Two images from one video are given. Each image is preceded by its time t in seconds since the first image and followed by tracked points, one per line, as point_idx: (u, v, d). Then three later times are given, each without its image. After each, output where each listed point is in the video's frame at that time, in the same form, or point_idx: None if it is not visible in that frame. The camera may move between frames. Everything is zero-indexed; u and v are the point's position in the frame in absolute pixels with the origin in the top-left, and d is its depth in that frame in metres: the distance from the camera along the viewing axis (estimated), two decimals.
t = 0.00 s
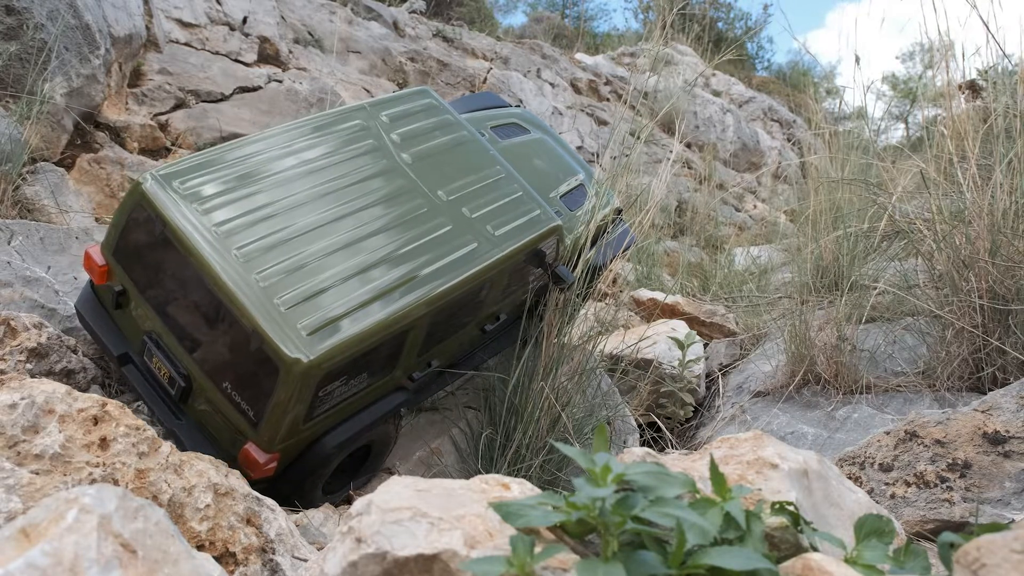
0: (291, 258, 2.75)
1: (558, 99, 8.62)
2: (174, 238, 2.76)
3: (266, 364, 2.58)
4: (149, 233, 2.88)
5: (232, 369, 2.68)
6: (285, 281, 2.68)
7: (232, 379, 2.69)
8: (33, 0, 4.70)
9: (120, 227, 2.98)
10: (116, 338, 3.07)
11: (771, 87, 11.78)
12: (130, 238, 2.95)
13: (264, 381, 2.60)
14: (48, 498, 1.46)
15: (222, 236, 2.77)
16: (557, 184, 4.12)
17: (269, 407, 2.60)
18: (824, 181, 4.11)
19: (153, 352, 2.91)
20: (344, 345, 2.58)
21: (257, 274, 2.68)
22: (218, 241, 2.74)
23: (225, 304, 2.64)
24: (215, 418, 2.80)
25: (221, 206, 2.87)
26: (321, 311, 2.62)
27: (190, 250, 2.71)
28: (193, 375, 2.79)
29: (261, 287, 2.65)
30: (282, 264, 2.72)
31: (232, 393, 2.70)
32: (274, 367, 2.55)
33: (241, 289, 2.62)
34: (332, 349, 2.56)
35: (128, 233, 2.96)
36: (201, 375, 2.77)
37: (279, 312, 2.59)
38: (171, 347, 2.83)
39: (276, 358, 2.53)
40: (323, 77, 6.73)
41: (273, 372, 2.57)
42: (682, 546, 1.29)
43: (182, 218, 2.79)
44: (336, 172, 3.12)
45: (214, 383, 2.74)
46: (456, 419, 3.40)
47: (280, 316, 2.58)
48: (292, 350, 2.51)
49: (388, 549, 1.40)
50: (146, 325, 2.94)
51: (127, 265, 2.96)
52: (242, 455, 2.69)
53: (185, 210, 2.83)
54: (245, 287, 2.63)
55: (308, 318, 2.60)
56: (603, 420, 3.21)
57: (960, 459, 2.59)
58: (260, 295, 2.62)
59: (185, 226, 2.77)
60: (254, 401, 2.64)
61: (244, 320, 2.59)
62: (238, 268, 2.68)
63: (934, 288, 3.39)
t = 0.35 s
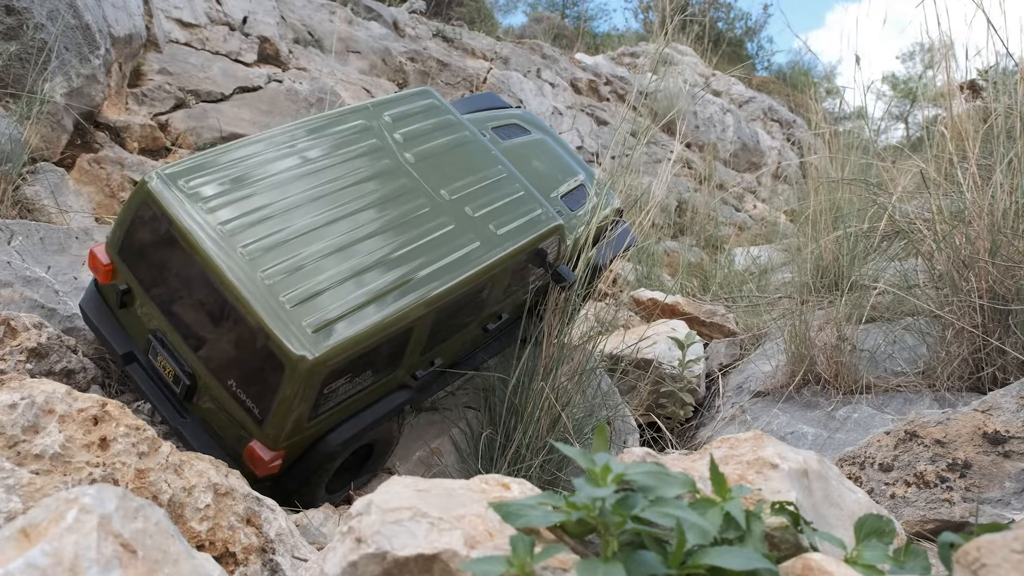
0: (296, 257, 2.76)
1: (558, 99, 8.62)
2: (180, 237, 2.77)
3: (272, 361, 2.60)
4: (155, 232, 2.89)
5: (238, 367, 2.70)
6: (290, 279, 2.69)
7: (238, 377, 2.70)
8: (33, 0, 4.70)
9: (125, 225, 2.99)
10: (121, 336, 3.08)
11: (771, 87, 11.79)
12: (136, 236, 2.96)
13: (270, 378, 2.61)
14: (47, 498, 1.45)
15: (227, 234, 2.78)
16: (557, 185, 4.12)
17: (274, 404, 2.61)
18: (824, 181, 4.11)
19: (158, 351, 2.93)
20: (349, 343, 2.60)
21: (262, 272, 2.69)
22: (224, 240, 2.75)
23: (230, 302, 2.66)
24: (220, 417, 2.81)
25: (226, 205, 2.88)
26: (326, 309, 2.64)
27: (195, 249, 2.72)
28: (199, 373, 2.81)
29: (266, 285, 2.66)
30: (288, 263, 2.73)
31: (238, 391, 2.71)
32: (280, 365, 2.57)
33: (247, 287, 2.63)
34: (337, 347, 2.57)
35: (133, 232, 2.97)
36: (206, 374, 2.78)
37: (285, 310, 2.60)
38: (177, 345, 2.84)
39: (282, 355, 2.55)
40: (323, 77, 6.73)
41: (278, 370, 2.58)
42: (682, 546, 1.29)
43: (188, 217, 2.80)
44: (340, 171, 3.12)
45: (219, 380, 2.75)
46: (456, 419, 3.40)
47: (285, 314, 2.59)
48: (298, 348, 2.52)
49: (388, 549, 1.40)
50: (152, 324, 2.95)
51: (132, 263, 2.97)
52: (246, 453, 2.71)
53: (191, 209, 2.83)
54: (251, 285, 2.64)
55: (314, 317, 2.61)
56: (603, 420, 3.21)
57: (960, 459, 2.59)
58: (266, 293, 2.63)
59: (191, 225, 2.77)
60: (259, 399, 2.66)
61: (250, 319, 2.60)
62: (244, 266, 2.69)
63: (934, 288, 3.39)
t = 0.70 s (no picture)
0: (297, 257, 2.76)
1: (558, 98, 8.63)
2: (180, 237, 2.77)
3: (273, 361, 2.60)
4: (155, 232, 2.89)
5: (239, 367, 2.70)
6: (291, 279, 2.69)
7: (238, 376, 2.70)
8: (33, 0, 4.70)
9: (126, 225, 2.98)
10: (122, 336, 3.08)
11: (771, 87, 11.80)
12: (136, 236, 2.95)
13: (270, 378, 2.61)
14: (47, 498, 1.45)
15: (228, 235, 2.78)
16: (558, 185, 4.11)
17: (275, 403, 2.61)
18: (825, 181, 4.11)
19: (158, 351, 2.93)
20: (349, 343, 2.60)
21: (263, 272, 2.69)
22: (224, 240, 2.75)
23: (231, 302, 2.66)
24: (221, 417, 2.81)
25: (226, 205, 2.88)
26: (326, 310, 2.64)
27: (196, 249, 2.71)
28: (199, 373, 2.81)
29: (267, 285, 2.66)
30: (288, 263, 2.73)
31: (238, 391, 2.71)
32: (280, 365, 2.57)
33: (247, 288, 2.63)
34: (338, 348, 2.57)
35: (133, 232, 2.97)
36: (206, 374, 2.78)
37: (285, 310, 2.61)
38: (177, 346, 2.84)
39: (283, 356, 2.55)
40: (323, 77, 6.73)
41: (279, 370, 2.58)
42: (682, 546, 1.29)
43: (188, 217, 2.80)
44: (341, 171, 3.12)
45: (220, 380, 2.75)
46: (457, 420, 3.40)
47: (286, 313, 2.60)
48: (299, 349, 2.53)
49: (388, 549, 1.40)
50: (152, 325, 2.95)
51: (132, 262, 2.97)
52: (247, 452, 2.71)
53: (191, 209, 2.83)
54: (251, 286, 2.65)
55: (314, 317, 2.61)
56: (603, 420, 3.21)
57: (960, 459, 2.59)
58: (266, 294, 2.63)
59: (191, 225, 2.77)
60: (260, 399, 2.66)
61: (251, 320, 2.60)
62: (245, 267, 2.69)
63: (934, 288, 3.39)
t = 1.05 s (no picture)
0: (307, 255, 2.77)
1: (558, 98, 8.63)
2: (191, 234, 2.78)
3: (283, 357, 2.61)
4: (165, 230, 2.90)
5: (248, 363, 2.71)
6: (301, 278, 2.70)
7: (247, 373, 2.72)
8: (33, 0, 4.70)
9: (135, 223, 3.00)
10: (132, 334, 3.11)
11: (770, 87, 11.81)
12: (147, 234, 2.97)
13: (281, 374, 2.63)
14: (47, 498, 1.45)
15: (238, 232, 2.79)
16: (560, 185, 4.12)
17: (284, 400, 2.62)
18: (825, 181, 4.11)
19: (167, 347, 2.94)
20: (361, 340, 2.61)
21: (274, 270, 2.70)
22: (235, 237, 2.76)
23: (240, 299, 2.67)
24: (229, 414, 2.82)
25: (236, 203, 2.89)
26: (337, 307, 2.65)
27: (207, 246, 2.72)
28: (207, 370, 2.82)
29: (277, 283, 2.67)
30: (298, 261, 2.74)
31: (247, 388, 2.72)
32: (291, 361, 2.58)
33: (258, 284, 2.64)
34: (349, 344, 2.59)
35: (143, 230, 2.98)
36: (215, 370, 2.79)
37: (297, 307, 2.62)
38: (186, 343, 2.86)
39: (292, 352, 2.56)
40: (322, 76, 6.73)
41: (290, 366, 2.59)
42: (682, 546, 1.29)
43: (199, 214, 2.81)
44: (348, 171, 3.15)
45: (229, 377, 2.76)
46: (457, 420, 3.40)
47: (297, 311, 2.61)
48: (311, 345, 2.54)
49: (388, 549, 1.40)
50: (161, 322, 2.96)
51: (143, 259, 2.99)
52: (256, 450, 2.72)
53: (201, 207, 2.84)
54: (263, 283, 2.65)
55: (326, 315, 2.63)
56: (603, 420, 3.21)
57: (960, 459, 2.59)
58: (278, 291, 2.64)
59: (202, 222, 2.78)
60: (269, 397, 2.67)
61: (262, 317, 2.61)
62: (256, 264, 2.70)
63: (934, 288, 3.40)
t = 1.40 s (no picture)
0: (312, 252, 2.80)
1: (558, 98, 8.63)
2: (198, 231, 2.80)
3: (291, 351, 2.63)
4: (173, 227, 2.93)
5: (255, 358, 2.74)
6: (307, 273, 2.73)
7: (255, 368, 2.75)
8: (33, 0, 4.70)
9: (141, 222, 3.02)
10: (137, 332, 3.12)
11: (770, 87, 11.81)
12: (153, 233, 3.00)
13: (289, 367, 2.65)
14: (47, 498, 1.45)
15: (245, 229, 2.82)
16: (560, 186, 4.13)
17: (292, 394, 2.65)
18: (824, 181, 4.11)
19: (173, 344, 2.96)
20: (367, 335, 2.64)
21: (280, 265, 2.73)
22: (241, 234, 2.79)
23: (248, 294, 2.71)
24: (236, 410, 2.85)
25: (242, 201, 2.92)
26: (343, 302, 2.68)
27: (214, 242, 2.75)
28: (215, 365, 2.85)
29: (284, 278, 2.70)
30: (304, 258, 2.77)
31: (255, 383, 2.75)
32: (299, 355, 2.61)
33: (266, 280, 2.67)
34: (356, 339, 2.61)
35: (149, 228, 3.01)
36: (222, 366, 2.83)
37: (304, 303, 2.64)
38: (193, 339, 2.89)
39: (300, 346, 2.59)
40: (322, 76, 6.73)
41: (297, 360, 2.62)
42: (682, 546, 1.29)
43: (206, 210, 2.83)
44: (352, 168, 3.18)
45: (236, 372, 2.80)
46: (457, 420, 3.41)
47: (303, 306, 2.63)
48: (319, 339, 2.57)
49: (388, 549, 1.40)
50: (167, 319, 2.99)
51: (148, 257, 3.02)
52: (264, 445, 2.75)
53: (208, 204, 2.87)
54: (270, 278, 2.68)
55: (332, 309, 2.66)
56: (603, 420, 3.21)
57: (960, 459, 2.59)
58: (285, 286, 2.67)
59: (209, 219, 2.81)
60: (276, 392, 2.70)
61: (269, 312, 2.63)
62: (262, 260, 2.73)
63: (934, 288, 3.40)
